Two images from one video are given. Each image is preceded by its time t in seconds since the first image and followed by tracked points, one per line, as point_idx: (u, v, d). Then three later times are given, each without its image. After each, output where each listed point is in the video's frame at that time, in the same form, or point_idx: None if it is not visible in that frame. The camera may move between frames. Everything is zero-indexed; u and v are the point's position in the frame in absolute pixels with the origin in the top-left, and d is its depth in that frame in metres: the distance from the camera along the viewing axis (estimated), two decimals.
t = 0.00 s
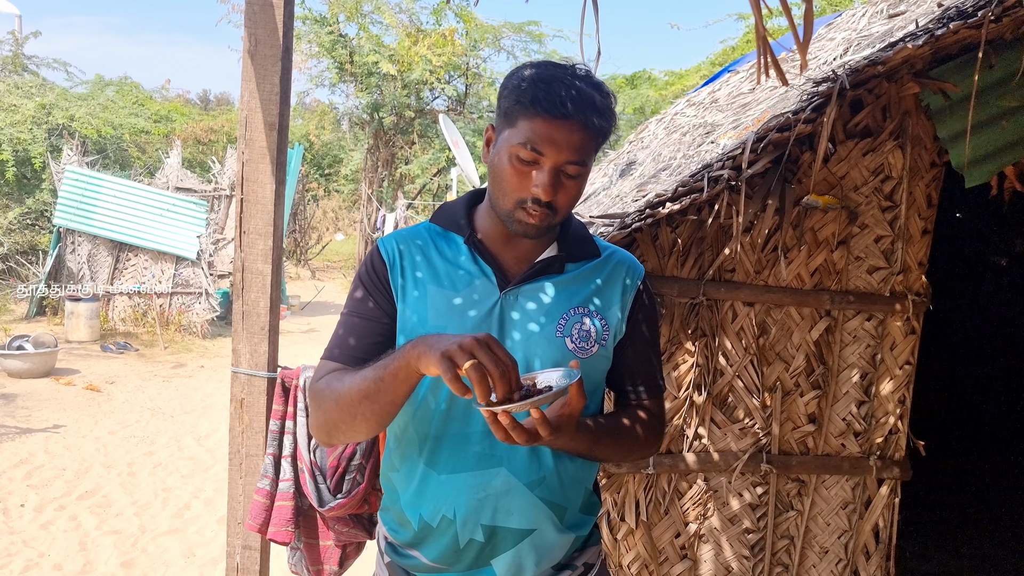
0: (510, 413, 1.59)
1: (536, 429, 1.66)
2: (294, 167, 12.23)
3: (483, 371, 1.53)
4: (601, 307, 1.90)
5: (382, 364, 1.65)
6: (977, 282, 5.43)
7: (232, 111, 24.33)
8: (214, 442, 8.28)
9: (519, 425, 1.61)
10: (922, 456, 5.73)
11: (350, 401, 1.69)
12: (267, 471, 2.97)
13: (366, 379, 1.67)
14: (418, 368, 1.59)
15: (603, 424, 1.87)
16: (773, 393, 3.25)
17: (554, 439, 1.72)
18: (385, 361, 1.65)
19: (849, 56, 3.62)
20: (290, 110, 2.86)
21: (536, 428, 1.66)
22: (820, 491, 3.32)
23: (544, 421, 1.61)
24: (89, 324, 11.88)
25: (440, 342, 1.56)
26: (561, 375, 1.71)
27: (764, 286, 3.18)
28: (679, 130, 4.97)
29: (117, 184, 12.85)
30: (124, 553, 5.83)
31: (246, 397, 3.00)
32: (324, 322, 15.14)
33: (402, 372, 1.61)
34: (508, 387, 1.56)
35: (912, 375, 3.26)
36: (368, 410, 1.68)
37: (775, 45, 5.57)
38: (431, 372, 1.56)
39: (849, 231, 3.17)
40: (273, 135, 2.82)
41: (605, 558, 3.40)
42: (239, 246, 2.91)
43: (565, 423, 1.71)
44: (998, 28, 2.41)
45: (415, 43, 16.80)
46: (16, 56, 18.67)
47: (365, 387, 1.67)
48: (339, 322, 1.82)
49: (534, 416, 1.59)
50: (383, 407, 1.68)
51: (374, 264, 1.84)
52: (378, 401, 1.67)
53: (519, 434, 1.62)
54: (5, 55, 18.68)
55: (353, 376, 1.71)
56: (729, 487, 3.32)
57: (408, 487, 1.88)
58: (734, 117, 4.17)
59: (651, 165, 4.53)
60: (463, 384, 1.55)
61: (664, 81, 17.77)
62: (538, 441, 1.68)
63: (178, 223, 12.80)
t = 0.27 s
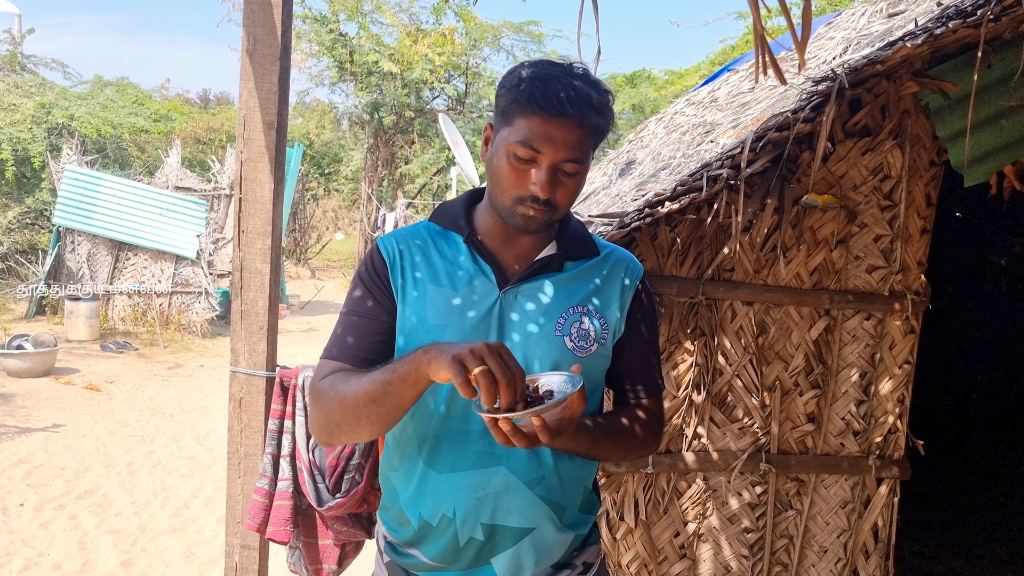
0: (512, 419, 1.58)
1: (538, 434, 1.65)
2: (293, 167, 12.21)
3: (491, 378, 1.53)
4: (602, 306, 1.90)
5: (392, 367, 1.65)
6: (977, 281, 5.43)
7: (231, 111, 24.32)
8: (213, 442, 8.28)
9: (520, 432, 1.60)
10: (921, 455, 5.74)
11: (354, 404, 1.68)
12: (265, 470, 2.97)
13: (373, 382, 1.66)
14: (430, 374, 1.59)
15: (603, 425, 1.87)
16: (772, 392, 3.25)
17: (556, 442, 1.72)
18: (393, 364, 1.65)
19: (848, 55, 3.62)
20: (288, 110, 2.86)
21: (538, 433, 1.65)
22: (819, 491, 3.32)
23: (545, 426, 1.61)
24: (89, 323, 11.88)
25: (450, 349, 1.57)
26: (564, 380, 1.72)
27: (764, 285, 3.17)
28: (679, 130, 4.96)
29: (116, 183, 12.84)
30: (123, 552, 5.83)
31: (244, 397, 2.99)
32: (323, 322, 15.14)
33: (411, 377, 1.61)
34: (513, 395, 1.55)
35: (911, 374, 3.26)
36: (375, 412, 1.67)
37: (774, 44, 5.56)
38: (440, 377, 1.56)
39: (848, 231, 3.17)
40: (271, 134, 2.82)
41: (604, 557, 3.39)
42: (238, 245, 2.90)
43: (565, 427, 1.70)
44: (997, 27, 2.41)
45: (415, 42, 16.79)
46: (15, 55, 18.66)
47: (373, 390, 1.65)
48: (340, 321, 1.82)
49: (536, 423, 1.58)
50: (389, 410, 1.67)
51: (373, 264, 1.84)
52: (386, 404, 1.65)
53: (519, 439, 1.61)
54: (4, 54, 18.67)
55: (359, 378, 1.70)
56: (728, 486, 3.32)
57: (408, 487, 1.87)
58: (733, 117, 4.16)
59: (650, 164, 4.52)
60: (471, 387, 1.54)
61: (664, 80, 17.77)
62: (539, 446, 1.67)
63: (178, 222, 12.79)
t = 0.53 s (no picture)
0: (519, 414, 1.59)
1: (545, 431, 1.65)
2: (293, 166, 12.20)
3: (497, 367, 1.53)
4: (602, 304, 1.90)
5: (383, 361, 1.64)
6: (977, 280, 5.43)
7: (231, 110, 24.31)
8: (213, 441, 8.28)
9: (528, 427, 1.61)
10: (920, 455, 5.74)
11: (346, 396, 1.67)
12: (264, 469, 2.96)
13: (365, 376, 1.65)
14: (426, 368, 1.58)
15: (604, 423, 1.87)
16: (771, 391, 3.25)
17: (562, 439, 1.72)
18: (387, 360, 1.64)
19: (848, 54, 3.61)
20: (287, 108, 2.86)
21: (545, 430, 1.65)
22: (818, 490, 3.32)
23: (553, 423, 1.62)
24: (89, 322, 11.89)
25: (446, 341, 1.56)
26: (573, 377, 1.73)
27: (763, 284, 3.17)
28: (678, 129, 4.96)
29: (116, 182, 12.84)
30: (123, 551, 5.83)
31: (244, 395, 2.99)
32: (323, 321, 15.14)
33: (405, 371, 1.60)
34: (517, 382, 1.56)
35: (910, 373, 3.26)
36: (365, 407, 1.66)
37: (774, 43, 5.56)
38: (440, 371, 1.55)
39: (848, 230, 3.17)
40: (270, 132, 2.82)
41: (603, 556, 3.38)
42: (237, 244, 2.90)
43: (571, 424, 1.70)
44: (997, 26, 2.41)
45: (415, 41, 16.78)
46: (14, 54, 18.66)
47: (363, 384, 1.65)
48: (337, 314, 1.81)
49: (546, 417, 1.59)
50: (382, 406, 1.66)
51: (372, 259, 1.83)
52: (377, 399, 1.65)
53: (528, 435, 1.61)
54: (4, 53, 18.66)
55: (350, 372, 1.69)
56: (728, 485, 3.31)
57: (407, 484, 1.87)
58: (733, 116, 4.16)
59: (650, 163, 4.52)
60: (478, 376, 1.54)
61: (664, 80, 17.77)
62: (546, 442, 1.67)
63: (177, 221, 12.78)
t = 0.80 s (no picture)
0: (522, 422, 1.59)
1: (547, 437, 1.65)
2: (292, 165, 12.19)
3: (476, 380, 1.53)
4: (604, 303, 1.90)
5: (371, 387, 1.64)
6: (977, 280, 5.43)
7: (231, 108, 24.30)
8: (212, 440, 8.27)
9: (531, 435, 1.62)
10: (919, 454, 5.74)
11: (346, 415, 1.69)
12: (263, 468, 2.96)
13: (359, 398, 1.65)
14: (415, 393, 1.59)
15: (604, 424, 1.88)
16: (770, 390, 3.25)
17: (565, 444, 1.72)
18: (375, 382, 1.64)
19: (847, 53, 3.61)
20: (286, 106, 2.86)
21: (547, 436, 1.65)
22: (817, 488, 3.32)
23: (555, 430, 1.62)
24: (89, 321, 11.89)
25: (422, 369, 1.54)
26: (577, 382, 1.74)
27: (762, 283, 3.17)
28: (678, 128, 4.96)
29: (116, 181, 12.83)
30: (122, 550, 5.84)
31: (243, 394, 2.99)
32: (323, 320, 15.15)
33: (396, 395, 1.62)
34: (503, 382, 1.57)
35: (909, 372, 3.26)
36: (366, 424, 1.69)
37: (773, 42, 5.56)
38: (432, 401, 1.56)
39: (847, 229, 3.17)
40: (269, 131, 2.82)
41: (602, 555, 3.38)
42: (235, 243, 2.90)
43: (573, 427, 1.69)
44: (996, 25, 2.41)
45: (415, 40, 16.76)
46: (14, 53, 18.64)
47: (359, 408, 1.66)
48: (336, 316, 1.81)
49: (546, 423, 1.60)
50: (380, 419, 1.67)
51: (372, 256, 1.82)
52: (375, 419, 1.67)
53: (530, 443, 1.62)
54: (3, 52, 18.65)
55: (347, 384, 1.69)
56: (726, 484, 3.32)
57: (406, 482, 1.87)
58: (732, 115, 4.15)
59: (649, 162, 4.52)
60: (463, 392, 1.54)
61: (664, 79, 17.78)
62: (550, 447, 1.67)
63: (177, 220, 12.78)
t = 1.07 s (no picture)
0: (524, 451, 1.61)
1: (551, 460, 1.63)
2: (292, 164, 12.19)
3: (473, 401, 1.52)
4: (606, 305, 1.90)
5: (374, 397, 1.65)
6: (977, 278, 5.44)
7: (231, 107, 24.29)
8: (212, 439, 8.28)
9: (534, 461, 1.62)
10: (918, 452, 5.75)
11: (347, 416, 1.70)
12: (263, 467, 2.96)
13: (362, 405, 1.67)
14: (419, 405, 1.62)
15: (601, 433, 1.89)
16: (770, 389, 3.25)
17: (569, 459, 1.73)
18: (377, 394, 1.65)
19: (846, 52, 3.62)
20: (286, 106, 2.86)
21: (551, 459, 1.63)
22: (816, 487, 3.32)
23: (557, 453, 1.61)
24: (89, 320, 11.89)
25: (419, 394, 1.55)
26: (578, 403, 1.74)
27: (762, 282, 3.17)
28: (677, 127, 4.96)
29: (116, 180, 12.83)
30: (122, 549, 5.84)
31: (242, 393, 2.99)
32: (323, 319, 15.15)
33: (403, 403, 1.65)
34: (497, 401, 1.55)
35: (908, 371, 3.26)
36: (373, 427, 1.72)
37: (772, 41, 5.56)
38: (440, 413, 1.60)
39: (846, 228, 3.17)
40: (269, 130, 2.82)
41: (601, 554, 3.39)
42: (235, 242, 2.90)
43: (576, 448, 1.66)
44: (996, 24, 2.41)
45: (414, 40, 16.77)
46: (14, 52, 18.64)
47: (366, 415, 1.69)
48: (336, 313, 1.82)
49: (546, 451, 1.60)
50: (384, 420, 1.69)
51: (374, 254, 1.82)
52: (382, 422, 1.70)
53: (533, 469, 1.63)
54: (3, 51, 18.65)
55: (349, 386, 1.70)
56: (726, 483, 3.32)
57: (404, 481, 1.87)
58: (732, 114, 4.15)
59: (649, 161, 4.52)
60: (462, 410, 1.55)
61: (664, 78, 17.80)
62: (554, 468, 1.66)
63: (177, 219, 12.79)
